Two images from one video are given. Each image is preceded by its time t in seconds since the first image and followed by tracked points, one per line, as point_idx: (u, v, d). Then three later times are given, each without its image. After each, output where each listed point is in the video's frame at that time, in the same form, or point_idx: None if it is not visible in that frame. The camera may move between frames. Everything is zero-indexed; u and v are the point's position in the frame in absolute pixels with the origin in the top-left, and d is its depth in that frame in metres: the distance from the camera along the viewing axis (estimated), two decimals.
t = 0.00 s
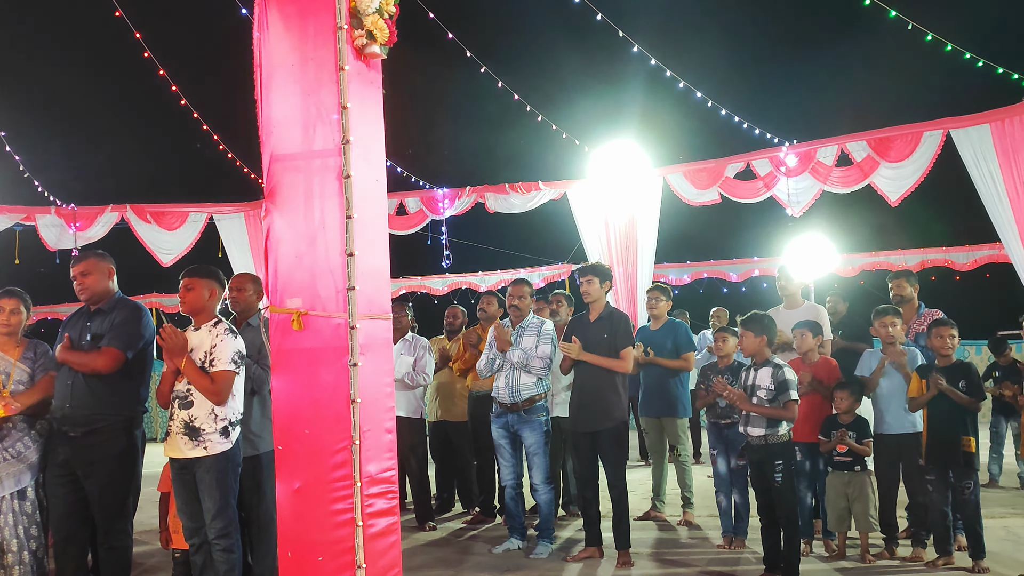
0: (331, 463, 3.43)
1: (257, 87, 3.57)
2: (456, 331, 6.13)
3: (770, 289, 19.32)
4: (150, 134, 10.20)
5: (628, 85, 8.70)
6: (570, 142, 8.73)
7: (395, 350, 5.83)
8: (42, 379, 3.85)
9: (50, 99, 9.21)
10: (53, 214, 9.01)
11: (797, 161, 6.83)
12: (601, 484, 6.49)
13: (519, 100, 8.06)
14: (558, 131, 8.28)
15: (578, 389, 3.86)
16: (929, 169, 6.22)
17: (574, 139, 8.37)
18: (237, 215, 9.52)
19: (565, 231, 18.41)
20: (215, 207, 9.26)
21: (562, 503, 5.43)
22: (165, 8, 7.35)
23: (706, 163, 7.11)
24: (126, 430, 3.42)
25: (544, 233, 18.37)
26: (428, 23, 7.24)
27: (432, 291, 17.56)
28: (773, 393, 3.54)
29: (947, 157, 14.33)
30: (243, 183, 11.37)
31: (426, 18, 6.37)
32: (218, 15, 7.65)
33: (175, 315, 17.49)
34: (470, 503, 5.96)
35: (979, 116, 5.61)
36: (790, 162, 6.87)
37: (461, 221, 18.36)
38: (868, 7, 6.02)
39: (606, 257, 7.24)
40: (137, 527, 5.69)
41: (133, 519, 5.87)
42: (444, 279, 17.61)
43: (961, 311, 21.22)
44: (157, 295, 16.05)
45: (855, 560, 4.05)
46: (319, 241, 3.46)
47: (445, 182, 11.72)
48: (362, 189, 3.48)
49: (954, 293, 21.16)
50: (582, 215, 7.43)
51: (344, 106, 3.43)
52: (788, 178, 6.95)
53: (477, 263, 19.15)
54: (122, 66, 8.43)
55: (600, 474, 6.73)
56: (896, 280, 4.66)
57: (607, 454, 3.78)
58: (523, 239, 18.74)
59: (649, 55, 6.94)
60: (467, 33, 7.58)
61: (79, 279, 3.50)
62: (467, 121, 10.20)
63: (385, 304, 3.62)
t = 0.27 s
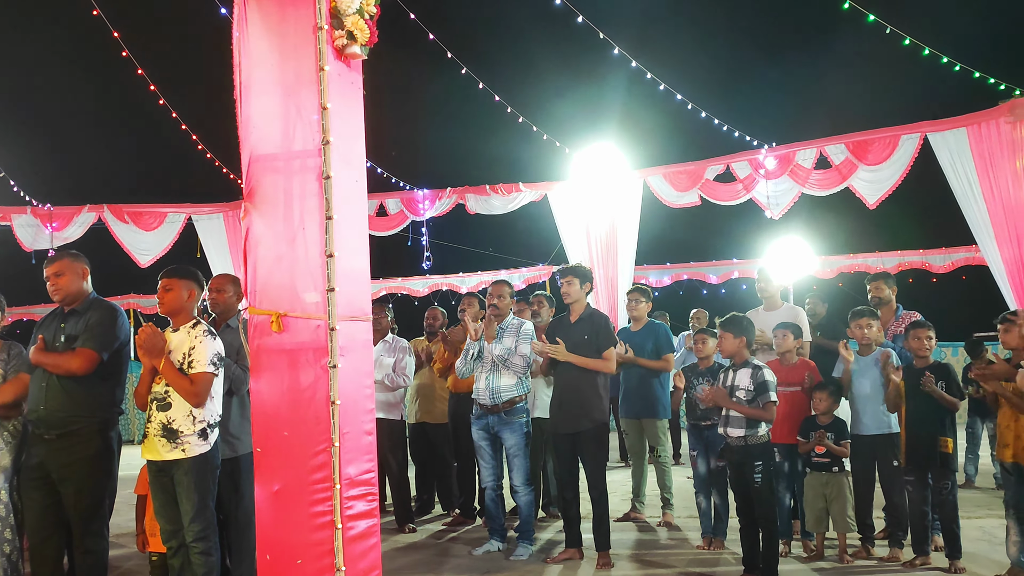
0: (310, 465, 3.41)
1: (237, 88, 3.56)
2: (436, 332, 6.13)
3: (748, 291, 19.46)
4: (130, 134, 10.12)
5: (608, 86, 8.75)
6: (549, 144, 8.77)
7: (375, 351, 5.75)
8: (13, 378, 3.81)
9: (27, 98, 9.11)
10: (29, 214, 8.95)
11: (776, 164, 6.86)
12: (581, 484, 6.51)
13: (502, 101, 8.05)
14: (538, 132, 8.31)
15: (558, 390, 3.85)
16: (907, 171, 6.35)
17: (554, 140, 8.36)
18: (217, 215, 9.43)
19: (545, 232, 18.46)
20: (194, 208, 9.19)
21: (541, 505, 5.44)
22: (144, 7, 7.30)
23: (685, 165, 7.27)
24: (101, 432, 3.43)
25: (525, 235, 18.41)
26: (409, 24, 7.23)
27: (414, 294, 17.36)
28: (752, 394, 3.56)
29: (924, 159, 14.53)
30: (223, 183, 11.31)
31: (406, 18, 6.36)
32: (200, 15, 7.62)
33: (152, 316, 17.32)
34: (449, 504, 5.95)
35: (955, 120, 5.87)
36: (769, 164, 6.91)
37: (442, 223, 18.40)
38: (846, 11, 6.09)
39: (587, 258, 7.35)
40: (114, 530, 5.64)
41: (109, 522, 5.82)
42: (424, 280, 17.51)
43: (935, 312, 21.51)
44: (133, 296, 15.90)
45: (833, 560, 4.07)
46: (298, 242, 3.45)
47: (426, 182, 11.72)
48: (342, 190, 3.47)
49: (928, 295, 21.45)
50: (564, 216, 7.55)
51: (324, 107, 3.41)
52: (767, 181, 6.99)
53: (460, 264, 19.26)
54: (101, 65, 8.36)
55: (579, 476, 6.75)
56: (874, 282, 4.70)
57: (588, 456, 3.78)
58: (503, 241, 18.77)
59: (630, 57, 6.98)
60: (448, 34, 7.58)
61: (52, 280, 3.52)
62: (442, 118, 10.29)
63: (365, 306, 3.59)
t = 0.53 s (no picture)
0: (289, 466, 3.40)
1: (215, 85, 3.53)
2: (416, 333, 6.21)
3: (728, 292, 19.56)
4: (110, 132, 10.06)
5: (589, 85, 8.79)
6: (530, 145, 8.82)
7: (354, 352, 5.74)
8: None
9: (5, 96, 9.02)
10: (4, 213, 8.90)
11: (755, 166, 7.07)
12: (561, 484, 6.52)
13: (482, 102, 8.06)
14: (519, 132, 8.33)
15: (538, 391, 3.87)
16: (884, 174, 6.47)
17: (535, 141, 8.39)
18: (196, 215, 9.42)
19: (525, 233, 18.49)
20: (172, 207, 9.17)
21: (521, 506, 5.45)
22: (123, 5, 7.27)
23: (666, 166, 7.42)
24: (77, 433, 3.45)
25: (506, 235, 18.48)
26: (389, 23, 7.22)
27: (393, 294, 17.17)
28: (731, 394, 3.57)
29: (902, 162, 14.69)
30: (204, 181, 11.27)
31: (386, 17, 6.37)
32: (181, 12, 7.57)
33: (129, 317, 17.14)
34: (429, 506, 5.92)
35: (932, 123, 6.00)
36: (748, 166, 7.09)
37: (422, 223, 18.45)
38: (825, 14, 6.15)
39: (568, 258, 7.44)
40: (90, 532, 5.60)
41: (86, 524, 5.77)
42: (405, 281, 17.13)
43: (912, 313, 21.74)
44: (109, 296, 15.74)
45: (811, 560, 4.10)
46: (277, 242, 3.44)
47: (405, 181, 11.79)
48: (322, 190, 3.46)
49: (906, 296, 21.65)
50: (545, 219, 7.63)
51: (304, 106, 3.40)
52: (747, 182, 7.16)
53: (440, 265, 19.22)
54: (80, 63, 8.31)
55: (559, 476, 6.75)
56: (853, 283, 4.77)
57: (567, 456, 3.79)
58: (484, 242, 18.77)
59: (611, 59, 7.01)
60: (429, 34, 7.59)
61: (27, 280, 3.53)
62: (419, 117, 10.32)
63: (345, 306, 3.59)
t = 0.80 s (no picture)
0: (267, 467, 3.38)
1: (193, 83, 3.51)
2: (395, 333, 6.19)
3: (708, 293, 19.69)
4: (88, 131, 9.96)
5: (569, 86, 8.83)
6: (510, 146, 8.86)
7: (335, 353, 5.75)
8: None
9: None
10: None
11: (734, 168, 7.18)
12: (541, 484, 6.53)
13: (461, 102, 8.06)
14: (500, 133, 8.33)
15: (518, 391, 3.88)
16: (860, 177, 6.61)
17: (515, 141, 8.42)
18: (173, 214, 9.57)
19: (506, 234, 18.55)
20: (149, 207, 9.30)
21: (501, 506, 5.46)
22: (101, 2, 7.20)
23: (646, 168, 7.49)
24: (52, 434, 3.43)
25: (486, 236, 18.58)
26: (370, 23, 7.21)
27: (372, 294, 17.05)
28: (710, 394, 3.59)
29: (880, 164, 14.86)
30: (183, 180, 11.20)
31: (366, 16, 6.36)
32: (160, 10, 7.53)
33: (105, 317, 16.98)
34: (408, 507, 5.91)
35: (910, 125, 6.08)
36: (727, 167, 7.21)
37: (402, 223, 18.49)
38: (802, 17, 6.21)
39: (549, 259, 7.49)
40: (64, 534, 5.54)
41: (59, 526, 5.71)
42: (384, 281, 17.38)
43: (889, 315, 22.00)
44: (85, 296, 15.67)
45: (788, 560, 4.12)
46: (256, 241, 3.42)
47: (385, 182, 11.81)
48: (301, 189, 3.45)
49: (883, 297, 21.90)
50: (525, 220, 7.66)
51: (283, 105, 3.38)
52: (726, 184, 7.28)
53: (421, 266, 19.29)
54: (57, 60, 8.21)
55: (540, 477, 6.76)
56: (831, 283, 4.75)
57: (547, 456, 3.79)
58: (465, 243, 18.82)
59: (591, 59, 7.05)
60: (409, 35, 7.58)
61: (3, 279, 3.49)
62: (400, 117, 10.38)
63: (324, 306, 3.58)
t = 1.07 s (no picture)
0: (245, 467, 3.37)
1: (171, 81, 3.49)
2: (375, 333, 6.18)
3: (686, 293, 19.82)
4: (65, 129, 9.87)
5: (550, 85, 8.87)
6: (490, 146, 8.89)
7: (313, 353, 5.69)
8: None
9: None
10: None
11: (714, 168, 7.25)
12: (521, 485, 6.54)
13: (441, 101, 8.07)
14: (480, 133, 8.39)
15: (497, 391, 3.86)
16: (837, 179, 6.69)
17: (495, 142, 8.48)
18: (150, 213, 9.58)
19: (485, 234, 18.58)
20: (126, 205, 9.33)
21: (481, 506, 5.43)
22: None
23: (625, 169, 7.52)
24: (28, 434, 3.41)
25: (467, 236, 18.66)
26: (350, 21, 7.21)
27: (351, 294, 17.27)
28: (690, 394, 3.60)
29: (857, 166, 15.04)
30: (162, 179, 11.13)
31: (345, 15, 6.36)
32: (138, 7, 7.47)
33: (81, 316, 16.85)
34: (388, 506, 5.91)
35: (886, 127, 6.15)
36: (707, 168, 7.26)
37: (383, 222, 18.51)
38: (781, 18, 6.26)
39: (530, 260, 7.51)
40: (39, 535, 5.49)
41: (34, 527, 5.66)
42: (364, 281, 17.48)
43: (866, 315, 22.26)
44: (60, 295, 15.58)
45: (767, 558, 4.14)
46: (234, 239, 3.41)
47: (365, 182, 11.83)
48: (280, 188, 3.44)
49: (859, 298, 22.15)
50: (506, 220, 7.70)
51: (262, 103, 3.37)
52: (705, 185, 7.37)
53: (401, 265, 19.32)
54: (34, 58, 8.13)
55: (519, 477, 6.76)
56: (810, 284, 4.77)
57: (526, 456, 3.80)
58: (446, 243, 18.83)
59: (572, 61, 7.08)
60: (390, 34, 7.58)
61: None
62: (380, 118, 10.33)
63: (302, 305, 3.57)
